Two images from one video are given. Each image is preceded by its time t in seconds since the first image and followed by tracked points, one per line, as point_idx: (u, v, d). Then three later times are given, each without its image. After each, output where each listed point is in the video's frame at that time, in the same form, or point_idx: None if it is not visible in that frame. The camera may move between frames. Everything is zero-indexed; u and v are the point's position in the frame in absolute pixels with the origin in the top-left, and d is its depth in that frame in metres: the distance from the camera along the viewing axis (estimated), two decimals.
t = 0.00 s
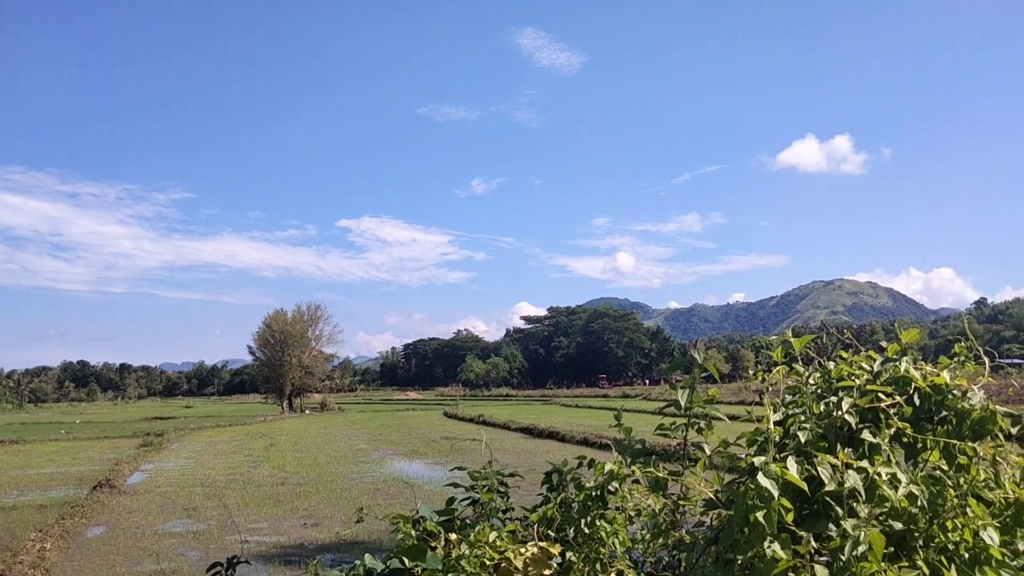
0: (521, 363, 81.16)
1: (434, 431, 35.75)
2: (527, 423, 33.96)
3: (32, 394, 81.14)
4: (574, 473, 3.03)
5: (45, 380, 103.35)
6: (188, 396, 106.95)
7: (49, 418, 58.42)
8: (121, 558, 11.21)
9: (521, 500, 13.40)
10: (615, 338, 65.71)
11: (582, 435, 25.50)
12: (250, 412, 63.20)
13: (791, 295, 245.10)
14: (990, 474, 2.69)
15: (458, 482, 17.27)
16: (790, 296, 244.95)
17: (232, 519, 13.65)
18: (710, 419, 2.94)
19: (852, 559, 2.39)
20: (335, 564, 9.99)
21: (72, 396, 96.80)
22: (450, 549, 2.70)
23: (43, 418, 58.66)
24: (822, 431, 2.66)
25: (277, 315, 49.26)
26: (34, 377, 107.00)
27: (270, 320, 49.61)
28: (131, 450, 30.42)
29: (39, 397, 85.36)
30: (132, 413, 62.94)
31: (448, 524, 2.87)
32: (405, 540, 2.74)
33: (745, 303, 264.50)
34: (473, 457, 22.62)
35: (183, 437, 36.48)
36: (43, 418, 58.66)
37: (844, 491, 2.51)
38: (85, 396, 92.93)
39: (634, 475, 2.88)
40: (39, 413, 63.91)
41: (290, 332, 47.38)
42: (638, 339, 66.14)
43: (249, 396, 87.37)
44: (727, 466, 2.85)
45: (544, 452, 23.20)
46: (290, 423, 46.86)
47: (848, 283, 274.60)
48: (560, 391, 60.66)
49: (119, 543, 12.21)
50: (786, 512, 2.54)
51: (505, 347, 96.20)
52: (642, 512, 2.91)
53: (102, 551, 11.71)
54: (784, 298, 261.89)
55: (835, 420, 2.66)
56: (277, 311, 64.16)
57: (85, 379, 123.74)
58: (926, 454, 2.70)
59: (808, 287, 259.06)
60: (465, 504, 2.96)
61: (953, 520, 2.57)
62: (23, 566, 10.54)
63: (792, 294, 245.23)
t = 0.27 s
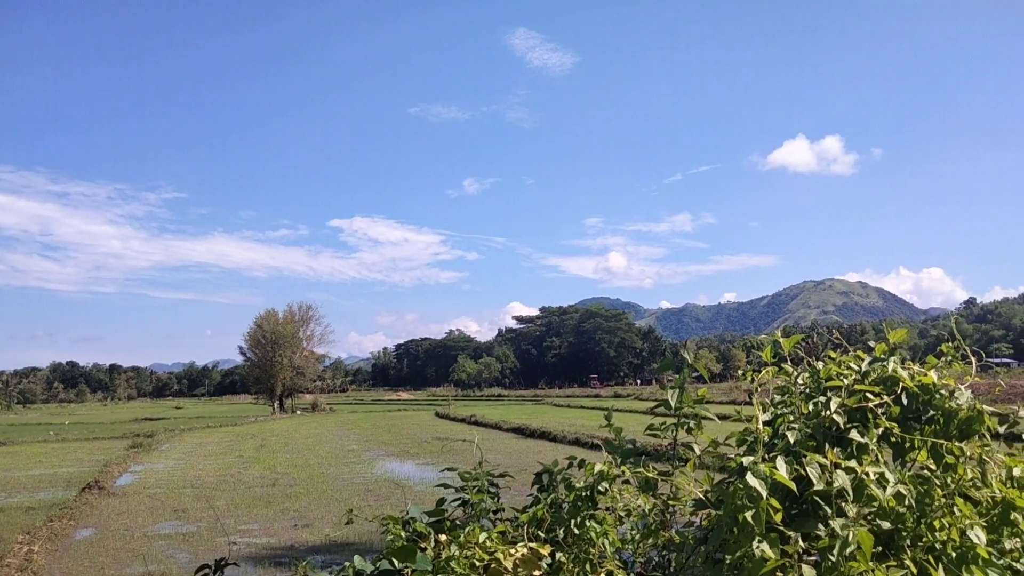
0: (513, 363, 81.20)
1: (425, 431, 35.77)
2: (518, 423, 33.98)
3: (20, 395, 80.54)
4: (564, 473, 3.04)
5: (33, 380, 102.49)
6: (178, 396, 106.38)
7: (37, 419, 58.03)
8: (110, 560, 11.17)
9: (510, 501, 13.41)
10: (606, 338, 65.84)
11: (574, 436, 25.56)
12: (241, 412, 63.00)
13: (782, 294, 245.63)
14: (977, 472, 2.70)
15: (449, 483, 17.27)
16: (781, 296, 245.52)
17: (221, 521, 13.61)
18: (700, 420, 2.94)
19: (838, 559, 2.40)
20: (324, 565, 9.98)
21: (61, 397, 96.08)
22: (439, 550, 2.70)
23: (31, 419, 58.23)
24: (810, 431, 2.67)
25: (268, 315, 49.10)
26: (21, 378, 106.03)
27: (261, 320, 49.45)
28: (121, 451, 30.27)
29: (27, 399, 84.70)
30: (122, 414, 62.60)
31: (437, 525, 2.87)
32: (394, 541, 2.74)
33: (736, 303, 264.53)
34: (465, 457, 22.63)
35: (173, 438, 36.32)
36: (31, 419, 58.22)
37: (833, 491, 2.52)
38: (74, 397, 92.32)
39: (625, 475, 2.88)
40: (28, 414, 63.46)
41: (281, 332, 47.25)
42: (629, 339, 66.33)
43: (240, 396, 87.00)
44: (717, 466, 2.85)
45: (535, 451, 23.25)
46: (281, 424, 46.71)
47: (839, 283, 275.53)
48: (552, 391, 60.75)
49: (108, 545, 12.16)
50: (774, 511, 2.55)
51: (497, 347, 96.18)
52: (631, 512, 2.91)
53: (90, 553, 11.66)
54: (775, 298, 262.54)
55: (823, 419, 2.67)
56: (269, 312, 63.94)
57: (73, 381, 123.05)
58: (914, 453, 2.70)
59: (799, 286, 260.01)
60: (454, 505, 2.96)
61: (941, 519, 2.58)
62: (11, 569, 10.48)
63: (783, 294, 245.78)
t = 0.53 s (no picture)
0: (503, 363, 81.22)
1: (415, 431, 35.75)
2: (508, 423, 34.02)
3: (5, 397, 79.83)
4: (551, 474, 3.04)
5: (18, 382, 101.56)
6: (166, 397, 105.71)
7: (23, 420, 57.56)
8: (96, 562, 11.11)
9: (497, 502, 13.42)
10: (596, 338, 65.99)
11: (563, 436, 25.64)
12: (230, 413, 62.64)
13: (771, 295, 246.32)
14: (961, 472, 2.72)
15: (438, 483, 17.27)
16: (770, 296, 246.12)
17: (209, 522, 13.56)
18: (686, 420, 2.95)
19: (824, 559, 2.40)
20: (311, 567, 9.93)
21: (47, 399, 95.24)
22: (427, 551, 2.70)
23: (16, 420, 57.72)
24: (797, 432, 2.68)
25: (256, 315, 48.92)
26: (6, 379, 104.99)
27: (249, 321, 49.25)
28: (109, 452, 30.09)
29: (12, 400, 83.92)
30: (110, 415, 62.18)
31: (425, 526, 2.87)
32: (380, 543, 2.74)
33: (726, 303, 264.55)
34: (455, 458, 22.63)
35: (161, 439, 36.10)
36: (16, 420, 57.71)
37: (819, 490, 2.52)
38: (61, 398, 91.61)
39: (613, 476, 2.89)
40: (13, 416, 62.91)
41: (270, 333, 47.10)
42: (619, 339, 66.53)
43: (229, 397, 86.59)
44: (704, 466, 2.86)
45: (524, 452, 23.28)
46: (270, 425, 46.52)
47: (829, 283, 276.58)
48: (541, 392, 60.83)
49: (94, 547, 12.09)
50: (761, 512, 2.55)
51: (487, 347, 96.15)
52: (617, 512, 2.93)
53: (76, 555, 11.59)
54: (765, 298, 263.16)
55: (808, 420, 2.69)
56: (258, 312, 63.70)
57: (59, 382, 122.10)
58: (897, 453, 2.73)
59: (789, 287, 260.63)
60: (442, 505, 2.96)
61: (925, 519, 2.59)
62: None
63: (772, 294, 246.47)
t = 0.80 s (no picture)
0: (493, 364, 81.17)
1: (404, 432, 35.70)
2: (497, 423, 34.03)
3: None
4: (539, 474, 3.04)
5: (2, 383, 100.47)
6: (153, 398, 104.95)
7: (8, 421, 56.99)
8: (81, 564, 11.03)
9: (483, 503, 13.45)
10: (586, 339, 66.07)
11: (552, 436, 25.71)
12: (218, 414, 62.33)
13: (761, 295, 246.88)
14: (944, 472, 2.74)
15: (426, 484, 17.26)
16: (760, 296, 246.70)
17: (196, 523, 13.49)
18: (673, 420, 2.96)
19: (810, 558, 2.41)
20: (299, 568, 9.89)
21: (32, 399, 94.32)
22: (413, 551, 2.70)
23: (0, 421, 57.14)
24: (781, 431, 2.69)
25: (245, 315, 48.70)
26: None
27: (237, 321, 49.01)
28: (95, 453, 29.87)
29: None
30: (96, 416, 61.69)
31: (411, 526, 2.86)
32: (367, 544, 2.73)
33: (715, 303, 264.57)
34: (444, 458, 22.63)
35: (148, 440, 35.88)
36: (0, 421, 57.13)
37: (803, 490, 2.54)
38: (46, 398, 90.73)
39: (599, 476, 2.90)
40: None
41: (258, 333, 46.91)
42: (608, 340, 66.67)
43: (217, 397, 86.10)
44: (691, 466, 2.86)
45: (513, 453, 23.31)
46: (258, 425, 46.30)
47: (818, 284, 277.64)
48: (531, 392, 60.88)
49: (79, 549, 12.01)
50: (747, 512, 2.56)
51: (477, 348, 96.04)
52: (604, 512, 2.93)
53: (61, 557, 11.51)
54: (754, 299, 263.77)
55: (794, 420, 2.70)
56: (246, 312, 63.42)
57: (44, 382, 120.95)
58: (883, 453, 2.74)
59: (778, 287, 261.32)
60: (429, 506, 2.95)
61: (909, 519, 2.61)
62: None
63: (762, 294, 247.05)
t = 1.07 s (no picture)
0: (483, 364, 81.13)
1: (394, 433, 35.65)
2: (488, 424, 34.04)
3: None
4: (528, 475, 3.05)
5: None
6: (141, 398, 104.28)
7: None
8: (68, 565, 10.96)
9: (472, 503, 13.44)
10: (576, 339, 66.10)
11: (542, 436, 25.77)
12: (206, 414, 61.97)
13: (751, 296, 247.61)
14: (931, 472, 2.76)
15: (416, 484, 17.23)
16: (750, 298, 247.33)
17: (185, 524, 13.44)
18: (663, 420, 2.97)
19: (796, 556, 2.42)
20: (288, 568, 9.86)
21: (18, 399, 93.54)
22: (401, 551, 2.70)
23: None
24: (769, 431, 2.71)
25: (234, 315, 48.47)
26: None
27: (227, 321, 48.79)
28: (82, 454, 29.69)
29: None
30: (84, 417, 61.24)
31: (400, 526, 2.87)
32: (356, 543, 2.73)
33: (705, 304, 264.50)
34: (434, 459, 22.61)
35: (136, 440, 35.66)
36: None
37: (790, 490, 2.54)
38: (32, 399, 89.95)
39: (588, 476, 2.90)
40: None
41: (248, 333, 46.72)
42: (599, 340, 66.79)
43: (206, 397, 85.66)
44: (680, 466, 2.87)
45: (504, 453, 23.32)
46: (248, 426, 46.07)
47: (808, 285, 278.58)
48: (521, 393, 60.91)
49: (67, 550, 11.94)
50: (733, 511, 2.57)
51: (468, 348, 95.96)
52: (593, 512, 2.95)
53: (48, 558, 11.43)
54: (745, 300, 264.23)
55: (781, 420, 2.71)
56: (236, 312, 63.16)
57: (30, 382, 120.19)
58: (869, 453, 2.76)
59: (767, 288, 262.00)
60: (419, 506, 2.95)
61: (896, 518, 2.62)
62: None
63: (752, 295, 247.76)
